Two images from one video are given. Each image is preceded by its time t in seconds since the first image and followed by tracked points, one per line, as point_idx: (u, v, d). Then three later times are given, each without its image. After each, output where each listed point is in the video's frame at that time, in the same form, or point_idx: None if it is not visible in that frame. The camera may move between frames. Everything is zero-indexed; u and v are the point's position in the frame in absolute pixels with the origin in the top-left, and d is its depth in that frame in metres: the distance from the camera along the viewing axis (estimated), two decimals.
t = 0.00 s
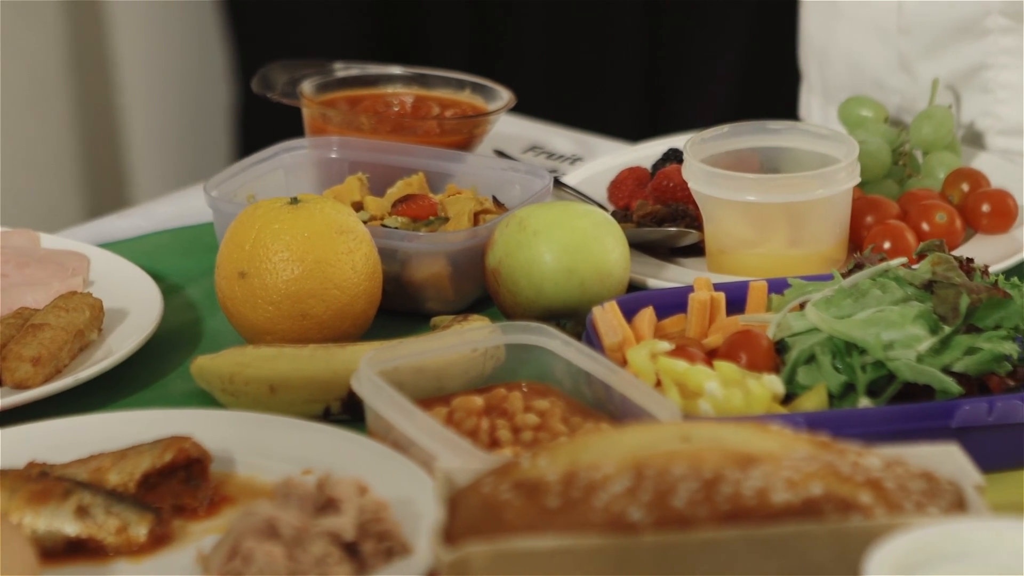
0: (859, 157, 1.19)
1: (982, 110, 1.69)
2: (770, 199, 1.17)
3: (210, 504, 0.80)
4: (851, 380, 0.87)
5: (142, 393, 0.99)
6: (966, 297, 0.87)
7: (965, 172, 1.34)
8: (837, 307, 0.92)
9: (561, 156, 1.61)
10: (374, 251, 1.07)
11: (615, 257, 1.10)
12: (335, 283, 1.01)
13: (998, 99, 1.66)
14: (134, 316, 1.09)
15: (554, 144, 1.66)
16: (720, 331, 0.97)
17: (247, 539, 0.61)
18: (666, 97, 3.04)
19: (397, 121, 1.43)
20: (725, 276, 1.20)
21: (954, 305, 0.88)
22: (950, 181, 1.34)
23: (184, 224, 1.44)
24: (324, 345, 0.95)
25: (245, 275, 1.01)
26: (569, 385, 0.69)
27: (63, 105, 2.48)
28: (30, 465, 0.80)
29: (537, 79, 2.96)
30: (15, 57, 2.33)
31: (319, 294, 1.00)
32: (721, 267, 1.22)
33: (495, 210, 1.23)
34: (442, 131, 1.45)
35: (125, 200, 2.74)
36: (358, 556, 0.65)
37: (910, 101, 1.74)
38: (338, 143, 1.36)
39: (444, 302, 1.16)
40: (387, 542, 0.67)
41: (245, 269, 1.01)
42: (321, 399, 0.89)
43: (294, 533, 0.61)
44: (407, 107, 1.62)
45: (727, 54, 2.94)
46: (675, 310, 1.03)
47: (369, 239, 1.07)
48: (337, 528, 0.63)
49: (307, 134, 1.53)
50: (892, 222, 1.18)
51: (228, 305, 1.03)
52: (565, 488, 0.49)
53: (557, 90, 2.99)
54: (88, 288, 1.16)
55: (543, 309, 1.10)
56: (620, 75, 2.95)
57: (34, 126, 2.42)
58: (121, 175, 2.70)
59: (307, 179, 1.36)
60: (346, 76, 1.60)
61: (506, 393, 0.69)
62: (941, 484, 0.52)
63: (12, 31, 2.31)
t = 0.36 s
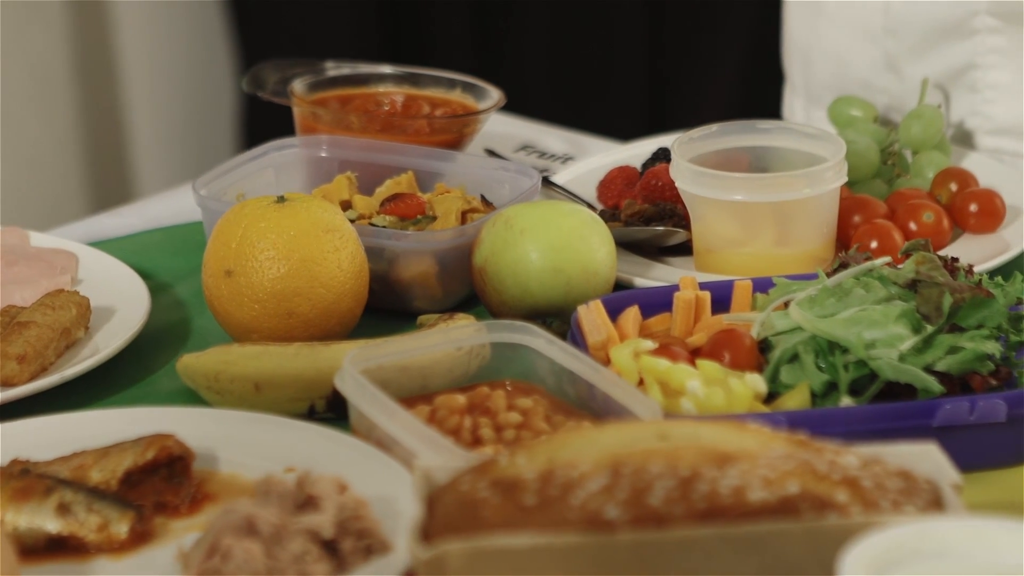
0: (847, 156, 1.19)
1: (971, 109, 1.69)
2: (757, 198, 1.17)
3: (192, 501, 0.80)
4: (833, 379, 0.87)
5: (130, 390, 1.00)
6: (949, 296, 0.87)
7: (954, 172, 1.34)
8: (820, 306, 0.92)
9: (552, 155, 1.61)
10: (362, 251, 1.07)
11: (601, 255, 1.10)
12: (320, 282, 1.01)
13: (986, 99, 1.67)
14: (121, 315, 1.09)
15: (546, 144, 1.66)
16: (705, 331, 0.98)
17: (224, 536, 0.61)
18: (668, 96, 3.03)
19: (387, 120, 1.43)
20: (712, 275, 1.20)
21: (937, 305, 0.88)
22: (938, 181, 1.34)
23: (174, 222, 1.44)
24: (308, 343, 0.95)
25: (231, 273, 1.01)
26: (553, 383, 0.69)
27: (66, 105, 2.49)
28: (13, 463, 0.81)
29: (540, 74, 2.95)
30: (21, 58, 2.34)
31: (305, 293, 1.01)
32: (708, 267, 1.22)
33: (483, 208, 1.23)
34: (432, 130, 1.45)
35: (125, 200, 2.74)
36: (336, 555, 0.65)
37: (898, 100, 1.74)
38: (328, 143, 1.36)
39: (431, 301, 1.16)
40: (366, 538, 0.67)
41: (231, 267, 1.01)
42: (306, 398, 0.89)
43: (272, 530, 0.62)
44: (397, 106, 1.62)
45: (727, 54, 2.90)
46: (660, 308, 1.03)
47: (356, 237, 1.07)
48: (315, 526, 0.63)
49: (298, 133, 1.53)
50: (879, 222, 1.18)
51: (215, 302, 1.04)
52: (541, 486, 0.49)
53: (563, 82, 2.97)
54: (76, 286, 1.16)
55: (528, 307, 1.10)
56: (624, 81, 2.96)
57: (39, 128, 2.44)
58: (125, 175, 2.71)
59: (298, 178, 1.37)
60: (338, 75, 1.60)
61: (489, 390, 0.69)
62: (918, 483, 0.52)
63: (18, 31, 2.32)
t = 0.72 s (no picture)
0: (834, 155, 1.19)
1: (959, 109, 1.70)
2: (745, 197, 1.17)
3: (175, 499, 0.80)
4: (816, 379, 0.88)
5: (118, 387, 1.00)
6: (933, 295, 0.86)
7: (942, 171, 1.34)
8: (805, 306, 0.92)
9: (544, 155, 1.61)
10: (349, 250, 1.07)
11: (588, 254, 1.10)
12: (306, 280, 1.01)
13: (974, 98, 1.67)
14: (109, 313, 1.09)
15: (538, 143, 1.66)
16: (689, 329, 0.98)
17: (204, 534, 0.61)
18: (668, 97, 3.00)
19: (376, 119, 1.43)
20: (700, 275, 1.20)
21: (921, 304, 0.88)
22: (927, 180, 1.35)
23: (165, 221, 1.44)
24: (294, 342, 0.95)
25: (218, 272, 1.01)
26: (538, 383, 0.68)
27: (66, 104, 2.49)
28: None
29: (541, 78, 2.96)
30: (23, 60, 2.35)
31: (290, 291, 1.01)
32: (695, 266, 1.22)
33: (471, 208, 1.23)
34: (421, 129, 1.45)
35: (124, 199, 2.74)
36: (316, 552, 0.64)
37: (886, 99, 1.73)
38: (317, 142, 1.36)
39: (418, 299, 1.16)
40: (347, 536, 0.67)
41: (217, 266, 1.01)
42: (291, 395, 0.89)
43: (253, 528, 0.60)
44: (387, 105, 1.62)
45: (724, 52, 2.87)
46: (645, 308, 1.03)
47: (343, 237, 1.07)
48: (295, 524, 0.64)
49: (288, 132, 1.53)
50: (867, 222, 1.18)
51: (202, 301, 1.04)
52: (519, 484, 0.49)
53: (564, 89, 2.99)
54: (65, 285, 1.17)
55: (515, 306, 1.10)
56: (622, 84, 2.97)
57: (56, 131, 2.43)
58: (127, 176, 2.72)
59: (288, 177, 1.37)
60: (329, 74, 1.60)
61: (473, 389, 0.69)
62: (896, 481, 0.52)
63: (22, 33, 2.32)
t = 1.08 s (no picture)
0: (814, 152, 1.20)
1: (938, 106, 1.70)
2: (726, 195, 1.18)
3: (152, 497, 0.81)
4: (793, 376, 0.88)
5: (100, 385, 1.00)
6: (910, 293, 0.87)
7: (924, 169, 1.34)
8: (782, 303, 0.92)
9: (529, 153, 1.61)
10: (329, 247, 1.07)
11: (568, 253, 1.10)
12: (286, 278, 1.01)
13: (954, 95, 1.67)
14: (90, 310, 1.09)
15: (523, 142, 1.67)
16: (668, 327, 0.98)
17: (179, 532, 0.62)
18: (664, 97, 2.99)
19: (359, 118, 1.43)
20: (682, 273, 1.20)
21: (899, 303, 0.88)
22: (908, 178, 1.35)
23: (150, 219, 1.44)
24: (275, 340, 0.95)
25: (198, 269, 1.01)
26: (515, 380, 0.69)
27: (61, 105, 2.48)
28: None
29: (539, 74, 2.97)
30: (20, 59, 2.34)
31: (271, 289, 1.01)
32: (677, 263, 1.22)
33: (453, 206, 1.23)
34: (404, 128, 1.45)
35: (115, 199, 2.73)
36: (289, 550, 0.64)
37: (868, 96, 1.74)
38: (301, 141, 1.36)
39: (400, 297, 1.16)
40: (322, 534, 0.66)
41: (198, 263, 1.01)
42: (269, 393, 0.89)
43: (226, 525, 0.62)
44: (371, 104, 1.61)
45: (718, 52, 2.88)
46: (625, 306, 1.03)
47: (323, 235, 1.07)
48: (270, 521, 0.64)
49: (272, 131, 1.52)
50: (848, 220, 1.19)
51: (183, 299, 1.03)
52: (491, 482, 0.50)
53: (559, 87, 3.00)
54: (46, 283, 1.17)
55: (495, 304, 1.10)
56: (615, 81, 2.96)
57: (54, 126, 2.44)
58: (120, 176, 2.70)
59: (271, 176, 1.37)
60: (313, 73, 1.60)
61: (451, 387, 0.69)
62: (868, 479, 0.52)
63: (19, 30, 2.32)
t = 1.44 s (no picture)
0: (795, 152, 1.20)
1: (917, 104, 1.75)
2: (707, 195, 1.18)
3: (127, 495, 0.80)
4: (770, 375, 0.88)
5: (79, 384, 1.00)
6: (887, 292, 0.87)
7: (906, 168, 1.35)
8: (759, 302, 0.93)
9: (513, 152, 1.62)
10: (308, 247, 1.08)
11: (547, 252, 1.10)
12: (266, 277, 1.01)
13: (932, 93, 1.72)
14: (70, 310, 1.09)
15: (506, 141, 1.67)
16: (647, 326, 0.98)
17: (152, 529, 0.61)
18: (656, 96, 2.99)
19: (341, 118, 1.43)
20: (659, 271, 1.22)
21: (875, 301, 0.89)
22: (889, 177, 1.36)
23: (133, 218, 1.44)
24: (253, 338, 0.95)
25: (178, 268, 1.01)
26: (491, 378, 0.69)
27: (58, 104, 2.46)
28: None
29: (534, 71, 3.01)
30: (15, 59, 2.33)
31: (250, 288, 1.01)
32: (658, 263, 1.23)
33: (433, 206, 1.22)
34: (387, 127, 1.46)
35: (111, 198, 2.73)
36: (261, 547, 0.65)
37: (846, 94, 1.81)
38: (283, 140, 1.37)
39: (381, 296, 1.17)
40: (295, 532, 0.67)
41: (177, 262, 1.01)
42: (247, 392, 0.89)
43: (199, 524, 0.61)
44: (355, 103, 1.62)
45: (712, 55, 2.84)
46: (604, 305, 1.03)
47: (302, 234, 1.08)
48: (243, 519, 0.64)
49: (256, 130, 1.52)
50: (828, 219, 1.19)
51: (162, 298, 1.04)
52: (462, 479, 0.49)
53: (554, 84, 3.02)
54: (27, 282, 1.16)
55: (475, 303, 1.10)
56: (607, 82, 2.97)
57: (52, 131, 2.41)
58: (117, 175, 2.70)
59: (254, 175, 1.37)
60: (297, 72, 1.60)
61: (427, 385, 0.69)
62: (840, 477, 0.52)
63: (14, 33, 2.29)
